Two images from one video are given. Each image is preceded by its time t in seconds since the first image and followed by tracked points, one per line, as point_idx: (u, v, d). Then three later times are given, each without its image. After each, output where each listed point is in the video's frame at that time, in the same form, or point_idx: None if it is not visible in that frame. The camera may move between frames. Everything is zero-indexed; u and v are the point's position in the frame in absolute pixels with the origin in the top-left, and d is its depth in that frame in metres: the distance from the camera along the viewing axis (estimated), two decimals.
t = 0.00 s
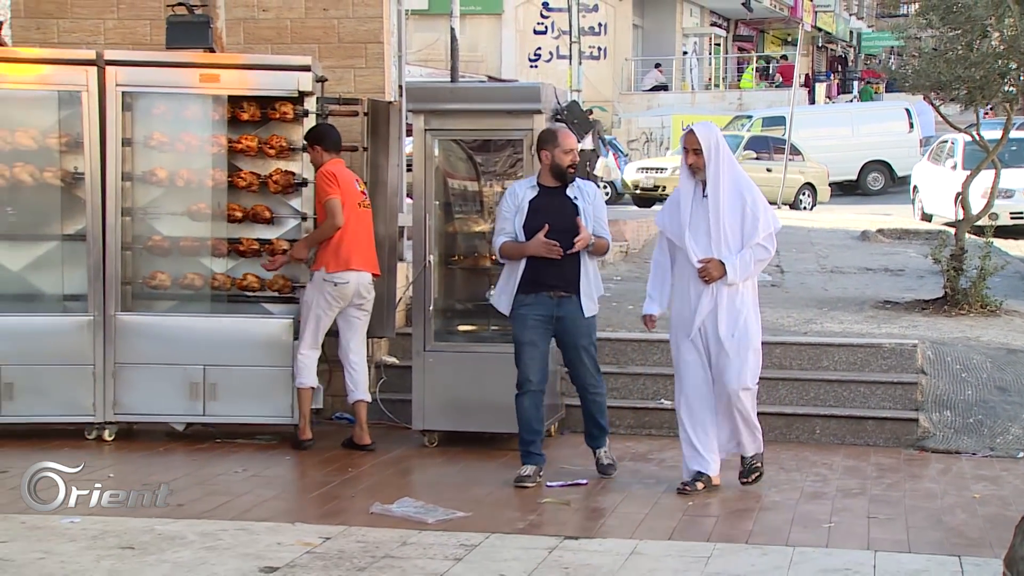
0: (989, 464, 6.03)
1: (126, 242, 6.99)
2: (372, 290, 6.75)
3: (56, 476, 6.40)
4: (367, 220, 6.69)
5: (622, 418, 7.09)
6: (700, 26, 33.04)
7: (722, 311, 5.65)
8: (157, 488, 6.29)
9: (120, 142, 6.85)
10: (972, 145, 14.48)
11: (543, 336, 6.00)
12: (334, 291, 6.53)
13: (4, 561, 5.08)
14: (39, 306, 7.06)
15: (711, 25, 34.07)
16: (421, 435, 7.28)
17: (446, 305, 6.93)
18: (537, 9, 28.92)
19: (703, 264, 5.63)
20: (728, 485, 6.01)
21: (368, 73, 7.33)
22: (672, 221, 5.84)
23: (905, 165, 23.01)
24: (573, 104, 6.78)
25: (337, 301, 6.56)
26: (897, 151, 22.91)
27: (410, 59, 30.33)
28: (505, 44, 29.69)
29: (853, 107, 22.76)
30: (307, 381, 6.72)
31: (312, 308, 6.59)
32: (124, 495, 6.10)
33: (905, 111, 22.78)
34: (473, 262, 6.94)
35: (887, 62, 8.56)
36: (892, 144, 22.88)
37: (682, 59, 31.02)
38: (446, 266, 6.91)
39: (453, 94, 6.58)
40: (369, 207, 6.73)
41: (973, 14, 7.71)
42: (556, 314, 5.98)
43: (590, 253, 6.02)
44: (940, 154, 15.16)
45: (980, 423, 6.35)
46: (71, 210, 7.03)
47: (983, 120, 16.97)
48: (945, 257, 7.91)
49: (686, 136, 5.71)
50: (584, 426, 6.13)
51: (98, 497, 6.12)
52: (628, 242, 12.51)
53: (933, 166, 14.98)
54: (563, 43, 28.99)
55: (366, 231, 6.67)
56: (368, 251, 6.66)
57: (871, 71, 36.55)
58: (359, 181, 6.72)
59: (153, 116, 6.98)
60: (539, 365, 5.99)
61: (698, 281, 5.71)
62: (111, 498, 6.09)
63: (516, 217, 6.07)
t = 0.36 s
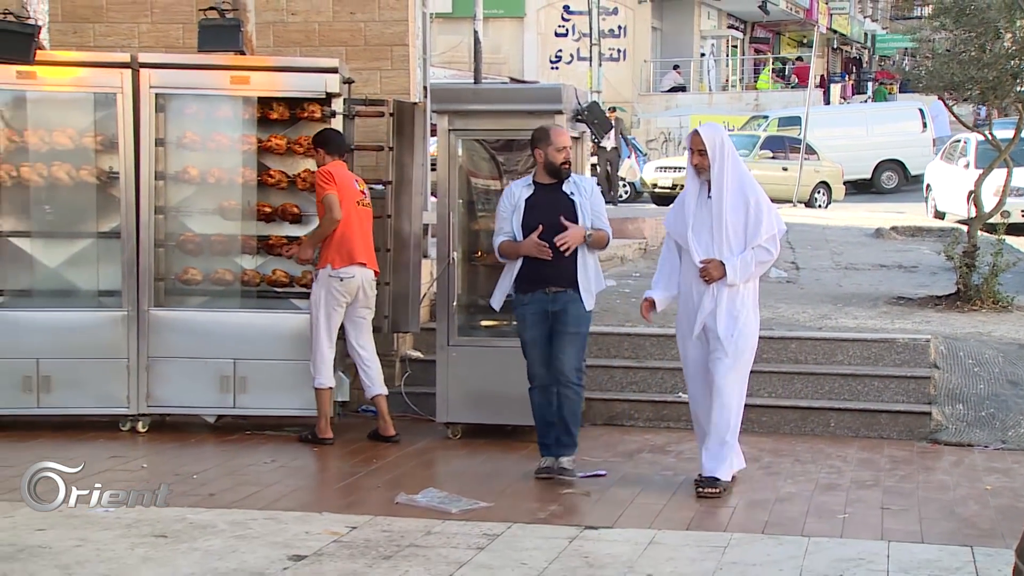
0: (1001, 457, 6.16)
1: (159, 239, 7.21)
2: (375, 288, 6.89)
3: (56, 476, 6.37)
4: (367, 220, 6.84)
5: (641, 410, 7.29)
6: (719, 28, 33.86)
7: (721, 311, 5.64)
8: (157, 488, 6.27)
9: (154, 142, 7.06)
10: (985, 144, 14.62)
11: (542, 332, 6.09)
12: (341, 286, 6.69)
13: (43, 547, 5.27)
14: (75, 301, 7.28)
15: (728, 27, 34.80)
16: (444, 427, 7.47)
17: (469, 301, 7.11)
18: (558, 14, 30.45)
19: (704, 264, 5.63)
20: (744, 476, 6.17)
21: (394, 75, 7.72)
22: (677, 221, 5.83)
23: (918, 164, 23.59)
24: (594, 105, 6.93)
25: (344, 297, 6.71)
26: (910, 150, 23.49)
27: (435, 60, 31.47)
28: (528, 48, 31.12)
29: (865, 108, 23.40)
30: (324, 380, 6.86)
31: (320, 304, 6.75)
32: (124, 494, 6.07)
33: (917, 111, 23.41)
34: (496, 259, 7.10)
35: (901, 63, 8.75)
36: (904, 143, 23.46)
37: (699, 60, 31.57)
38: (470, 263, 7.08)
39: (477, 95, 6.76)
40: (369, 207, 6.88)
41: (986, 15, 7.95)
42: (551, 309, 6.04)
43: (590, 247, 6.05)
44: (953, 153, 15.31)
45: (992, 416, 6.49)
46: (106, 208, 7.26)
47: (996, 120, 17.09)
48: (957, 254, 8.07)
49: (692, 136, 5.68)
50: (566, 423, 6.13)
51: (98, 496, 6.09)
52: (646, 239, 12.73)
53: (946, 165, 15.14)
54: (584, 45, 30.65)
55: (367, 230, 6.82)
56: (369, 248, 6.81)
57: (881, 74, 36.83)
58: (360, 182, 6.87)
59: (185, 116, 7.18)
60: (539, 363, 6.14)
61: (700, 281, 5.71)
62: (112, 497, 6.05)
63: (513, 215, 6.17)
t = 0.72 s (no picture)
0: (1015, 451, 6.29)
1: (193, 237, 7.43)
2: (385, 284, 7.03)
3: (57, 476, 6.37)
4: (377, 217, 6.98)
5: (661, 405, 7.47)
6: (737, 32, 34.27)
7: (729, 307, 5.73)
8: (157, 488, 6.26)
9: (187, 144, 7.28)
10: (999, 143, 14.72)
11: (542, 335, 6.04)
12: (347, 283, 6.86)
13: (81, 536, 5.47)
14: (111, 298, 7.50)
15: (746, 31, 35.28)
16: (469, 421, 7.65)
17: (493, 298, 7.27)
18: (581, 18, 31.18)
19: (711, 260, 5.73)
20: (762, 470, 6.32)
21: (419, 78, 8.05)
22: (690, 217, 5.95)
23: (934, 164, 23.76)
24: (616, 107, 7.10)
25: (351, 293, 6.89)
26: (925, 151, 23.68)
27: (461, 64, 32.00)
28: (550, 50, 31.71)
29: (881, 108, 23.59)
30: (348, 374, 7.02)
31: (331, 301, 6.95)
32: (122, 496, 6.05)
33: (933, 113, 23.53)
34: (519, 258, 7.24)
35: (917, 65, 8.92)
36: (921, 144, 23.64)
37: (717, 62, 31.87)
38: (493, 260, 7.23)
39: (501, 97, 6.93)
40: (381, 204, 7.02)
41: (1001, 17, 8.15)
42: (551, 312, 5.97)
43: (595, 254, 5.98)
44: (968, 153, 15.41)
45: (1007, 411, 6.62)
46: (142, 207, 7.50)
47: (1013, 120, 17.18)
48: (972, 252, 8.21)
49: (702, 132, 5.80)
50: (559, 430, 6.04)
51: (98, 496, 6.08)
52: (665, 238, 12.91)
53: (961, 164, 15.25)
54: (605, 49, 31.35)
55: (376, 228, 6.96)
56: (375, 247, 6.94)
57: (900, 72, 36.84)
58: (372, 179, 7.00)
59: (218, 117, 7.39)
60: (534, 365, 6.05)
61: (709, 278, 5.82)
62: (112, 497, 6.05)
63: (524, 212, 6.17)
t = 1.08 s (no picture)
0: None
1: (226, 236, 7.66)
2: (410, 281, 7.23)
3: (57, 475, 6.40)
4: (399, 215, 7.15)
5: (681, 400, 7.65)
6: (754, 35, 34.52)
7: (732, 308, 5.78)
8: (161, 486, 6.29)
9: (221, 144, 7.49)
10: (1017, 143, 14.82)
11: (554, 331, 6.15)
12: (371, 279, 7.05)
13: (119, 526, 5.69)
14: (147, 296, 7.75)
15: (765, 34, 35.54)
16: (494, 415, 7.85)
17: (518, 295, 7.43)
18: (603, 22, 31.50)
19: (712, 261, 5.79)
20: (781, 463, 6.47)
21: (446, 81, 8.28)
22: (692, 219, 6.00)
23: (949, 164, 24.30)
24: (638, 108, 7.25)
25: (376, 288, 7.08)
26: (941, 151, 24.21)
27: (486, 67, 32.36)
28: (573, 54, 32.01)
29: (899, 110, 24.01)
30: (376, 369, 7.19)
31: (357, 298, 7.16)
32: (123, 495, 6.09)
33: (949, 114, 24.09)
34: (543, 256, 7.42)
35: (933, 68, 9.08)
36: (936, 144, 24.17)
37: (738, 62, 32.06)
38: (518, 259, 7.41)
39: (525, 99, 7.11)
40: (403, 201, 7.18)
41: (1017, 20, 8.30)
42: (563, 309, 6.10)
43: (602, 255, 6.02)
44: (983, 154, 15.49)
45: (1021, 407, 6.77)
46: (176, 207, 7.75)
47: None
48: (987, 250, 8.35)
49: (699, 133, 5.86)
50: (575, 425, 6.18)
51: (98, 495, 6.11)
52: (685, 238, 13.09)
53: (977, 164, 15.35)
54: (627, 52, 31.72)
55: (400, 225, 7.15)
56: (396, 244, 7.10)
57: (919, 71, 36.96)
58: (393, 176, 7.15)
59: (251, 119, 7.60)
60: (545, 360, 6.15)
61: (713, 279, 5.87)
62: (112, 497, 6.07)
63: (541, 210, 6.30)
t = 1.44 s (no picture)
0: None
1: (257, 236, 7.90)
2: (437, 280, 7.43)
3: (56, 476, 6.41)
4: (426, 215, 7.35)
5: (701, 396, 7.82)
6: (772, 40, 34.71)
7: (716, 305, 5.95)
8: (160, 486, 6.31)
9: (252, 151, 7.74)
10: None
11: (570, 330, 6.26)
12: (398, 277, 7.27)
13: (154, 516, 5.90)
14: (182, 293, 8.01)
15: (783, 39, 35.73)
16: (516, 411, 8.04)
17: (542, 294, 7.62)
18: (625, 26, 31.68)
19: (697, 260, 5.96)
20: (798, 458, 6.63)
21: (472, 84, 8.48)
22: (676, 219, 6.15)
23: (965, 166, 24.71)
24: (658, 111, 7.42)
25: (404, 286, 7.29)
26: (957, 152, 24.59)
27: (510, 71, 32.60)
28: (596, 59, 32.22)
29: (916, 112, 24.33)
30: (404, 365, 7.41)
31: (385, 297, 7.36)
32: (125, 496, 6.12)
33: (965, 116, 24.58)
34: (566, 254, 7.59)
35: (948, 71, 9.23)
36: (951, 146, 24.53)
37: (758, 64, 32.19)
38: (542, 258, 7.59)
39: (549, 102, 7.28)
40: (429, 202, 7.38)
41: None
42: (581, 308, 6.23)
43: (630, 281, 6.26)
44: (998, 156, 15.50)
45: None
46: (209, 207, 7.98)
47: None
48: (1001, 250, 8.48)
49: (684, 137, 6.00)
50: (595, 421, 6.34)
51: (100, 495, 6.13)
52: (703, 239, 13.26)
53: (992, 165, 15.44)
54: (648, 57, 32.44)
55: (426, 226, 7.35)
56: (424, 244, 7.32)
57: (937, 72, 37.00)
58: (419, 177, 7.35)
59: (282, 121, 7.82)
60: (558, 357, 6.24)
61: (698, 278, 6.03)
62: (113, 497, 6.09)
63: (554, 212, 6.40)
